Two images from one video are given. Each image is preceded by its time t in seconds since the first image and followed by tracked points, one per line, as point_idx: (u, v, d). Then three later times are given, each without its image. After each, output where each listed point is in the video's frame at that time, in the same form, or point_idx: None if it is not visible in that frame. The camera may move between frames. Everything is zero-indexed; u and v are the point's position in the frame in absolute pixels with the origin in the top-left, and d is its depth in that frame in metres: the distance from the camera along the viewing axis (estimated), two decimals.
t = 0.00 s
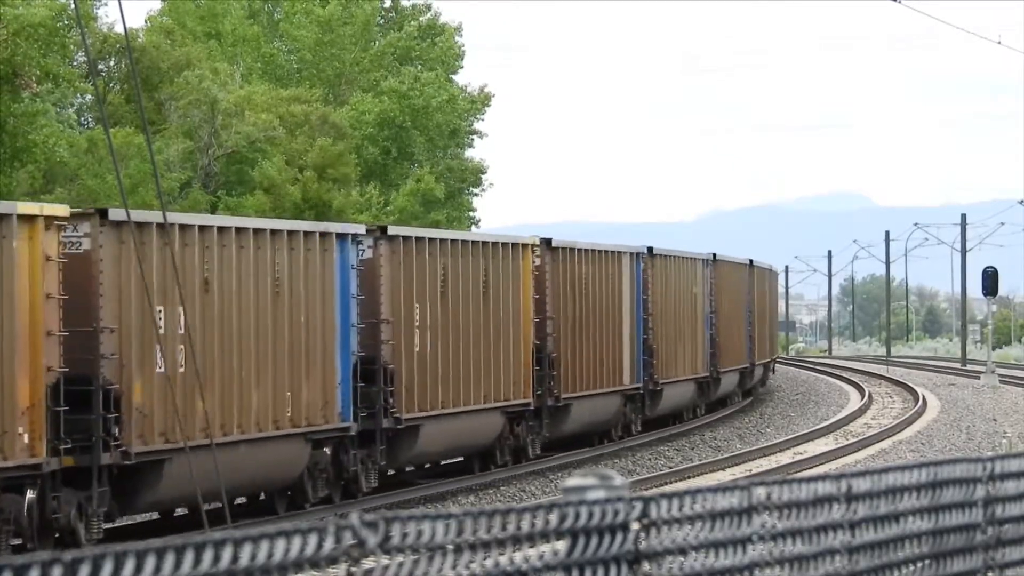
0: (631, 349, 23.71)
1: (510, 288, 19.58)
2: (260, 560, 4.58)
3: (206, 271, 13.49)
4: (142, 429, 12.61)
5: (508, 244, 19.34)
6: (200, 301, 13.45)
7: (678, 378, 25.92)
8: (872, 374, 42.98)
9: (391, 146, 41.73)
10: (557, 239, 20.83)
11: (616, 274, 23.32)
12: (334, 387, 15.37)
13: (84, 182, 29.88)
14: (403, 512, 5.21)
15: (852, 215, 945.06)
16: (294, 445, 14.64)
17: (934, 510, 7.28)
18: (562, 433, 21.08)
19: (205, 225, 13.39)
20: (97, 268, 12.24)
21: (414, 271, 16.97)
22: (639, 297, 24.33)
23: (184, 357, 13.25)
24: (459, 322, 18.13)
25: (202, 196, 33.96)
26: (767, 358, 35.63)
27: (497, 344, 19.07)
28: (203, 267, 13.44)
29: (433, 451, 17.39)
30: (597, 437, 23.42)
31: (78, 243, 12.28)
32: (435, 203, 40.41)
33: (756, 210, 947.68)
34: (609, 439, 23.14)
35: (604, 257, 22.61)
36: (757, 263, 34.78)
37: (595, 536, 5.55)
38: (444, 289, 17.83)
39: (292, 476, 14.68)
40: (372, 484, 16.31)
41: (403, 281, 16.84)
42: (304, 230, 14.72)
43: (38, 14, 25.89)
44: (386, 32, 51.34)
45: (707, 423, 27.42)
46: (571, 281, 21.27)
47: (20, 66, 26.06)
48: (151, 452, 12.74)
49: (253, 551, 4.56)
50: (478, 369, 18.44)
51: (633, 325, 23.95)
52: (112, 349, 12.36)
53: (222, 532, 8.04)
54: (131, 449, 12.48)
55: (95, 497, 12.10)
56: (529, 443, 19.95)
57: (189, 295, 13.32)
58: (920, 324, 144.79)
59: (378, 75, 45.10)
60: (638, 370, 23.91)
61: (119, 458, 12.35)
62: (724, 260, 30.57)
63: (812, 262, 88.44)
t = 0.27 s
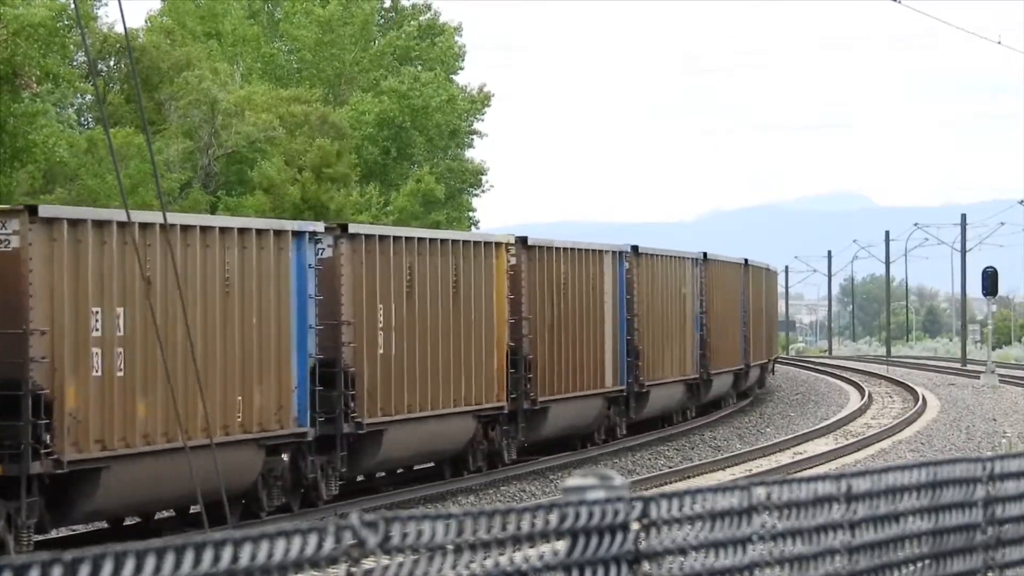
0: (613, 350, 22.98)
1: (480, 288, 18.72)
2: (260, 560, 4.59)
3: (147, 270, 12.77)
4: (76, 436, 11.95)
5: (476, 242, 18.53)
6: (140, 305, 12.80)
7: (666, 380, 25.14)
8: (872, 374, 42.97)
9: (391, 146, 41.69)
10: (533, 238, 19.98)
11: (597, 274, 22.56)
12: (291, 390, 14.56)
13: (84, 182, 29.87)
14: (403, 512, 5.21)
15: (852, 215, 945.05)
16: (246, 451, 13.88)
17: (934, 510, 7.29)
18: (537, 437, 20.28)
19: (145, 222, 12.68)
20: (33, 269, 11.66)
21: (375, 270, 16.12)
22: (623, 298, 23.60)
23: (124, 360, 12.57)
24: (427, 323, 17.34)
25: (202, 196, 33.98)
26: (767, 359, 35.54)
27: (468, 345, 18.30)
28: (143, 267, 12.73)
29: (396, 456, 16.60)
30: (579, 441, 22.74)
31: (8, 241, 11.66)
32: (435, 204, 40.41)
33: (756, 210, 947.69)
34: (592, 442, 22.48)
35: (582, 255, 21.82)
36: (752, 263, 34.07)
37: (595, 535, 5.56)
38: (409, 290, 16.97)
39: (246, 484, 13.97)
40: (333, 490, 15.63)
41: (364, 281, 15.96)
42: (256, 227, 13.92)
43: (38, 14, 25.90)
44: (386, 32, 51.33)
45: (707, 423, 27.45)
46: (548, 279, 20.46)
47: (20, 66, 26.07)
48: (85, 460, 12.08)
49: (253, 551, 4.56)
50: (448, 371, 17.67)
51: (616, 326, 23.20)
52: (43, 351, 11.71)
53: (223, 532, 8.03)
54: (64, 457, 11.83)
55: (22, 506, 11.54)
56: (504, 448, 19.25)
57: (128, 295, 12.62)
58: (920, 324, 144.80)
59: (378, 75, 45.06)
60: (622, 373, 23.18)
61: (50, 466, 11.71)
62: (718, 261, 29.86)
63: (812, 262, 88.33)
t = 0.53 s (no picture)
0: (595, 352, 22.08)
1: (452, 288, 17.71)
2: (260, 560, 4.59)
3: (83, 269, 11.76)
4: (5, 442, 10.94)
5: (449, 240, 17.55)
6: (120, 302, 12.21)
7: (652, 383, 24.30)
8: (872, 374, 42.97)
9: (391, 146, 41.70)
10: (508, 236, 19.01)
11: (578, 273, 21.65)
12: (240, 396, 13.64)
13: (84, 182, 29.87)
14: (403, 512, 5.21)
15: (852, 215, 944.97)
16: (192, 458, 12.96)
17: (934, 510, 7.29)
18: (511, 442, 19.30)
19: (80, 217, 11.65)
20: (9, 261, 11.03)
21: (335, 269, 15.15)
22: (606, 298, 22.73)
23: (57, 363, 11.53)
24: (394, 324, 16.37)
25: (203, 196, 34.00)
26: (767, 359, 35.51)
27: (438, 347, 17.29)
28: (79, 265, 11.72)
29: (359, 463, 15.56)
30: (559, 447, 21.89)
31: None
32: (435, 204, 40.41)
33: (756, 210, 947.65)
34: (574, 447, 21.67)
35: (561, 253, 20.88)
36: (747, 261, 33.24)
37: (596, 535, 5.55)
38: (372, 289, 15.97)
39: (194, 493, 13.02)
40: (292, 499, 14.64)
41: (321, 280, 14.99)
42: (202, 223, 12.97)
43: (38, 14, 25.91)
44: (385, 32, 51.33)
45: (707, 423, 27.46)
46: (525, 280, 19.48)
47: (20, 66, 26.09)
48: (15, 468, 11.08)
49: (253, 551, 4.56)
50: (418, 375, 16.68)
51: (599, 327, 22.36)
52: None
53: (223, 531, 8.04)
54: None
55: None
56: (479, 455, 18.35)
57: (63, 295, 11.60)
58: (920, 324, 144.76)
59: (378, 75, 45.05)
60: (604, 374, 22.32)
61: None
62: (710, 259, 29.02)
63: (812, 262, 88.16)
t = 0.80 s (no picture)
0: (574, 353, 21.44)
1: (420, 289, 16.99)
2: (260, 559, 4.59)
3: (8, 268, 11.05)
4: None
5: (417, 241, 16.83)
6: (102, 312, 12.04)
7: (636, 386, 23.63)
8: (872, 374, 42.98)
9: (391, 146, 41.73)
10: (477, 236, 18.37)
11: (555, 272, 21.00)
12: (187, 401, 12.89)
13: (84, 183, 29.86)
14: (403, 512, 5.21)
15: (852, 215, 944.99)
16: (134, 465, 12.26)
17: (934, 510, 7.29)
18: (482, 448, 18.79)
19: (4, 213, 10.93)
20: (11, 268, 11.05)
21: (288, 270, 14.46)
22: (587, 299, 22.09)
23: None
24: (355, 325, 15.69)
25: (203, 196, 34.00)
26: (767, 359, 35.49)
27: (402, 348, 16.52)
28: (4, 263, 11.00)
29: (319, 471, 14.94)
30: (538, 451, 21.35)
31: None
32: (436, 204, 40.40)
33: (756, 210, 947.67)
34: (553, 451, 21.13)
35: (536, 251, 20.23)
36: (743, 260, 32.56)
37: (595, 535, 5.56)
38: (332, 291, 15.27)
39: (133, 502, 12.34)
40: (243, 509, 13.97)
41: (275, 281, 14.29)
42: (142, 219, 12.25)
43: (38, 14, 25.90)
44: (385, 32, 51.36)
45: (707, 423, 27.48)
46: (493, 278, 18.81)
47: (21, 66, 26.09)
48: None
49: (253, 551, 4.56)
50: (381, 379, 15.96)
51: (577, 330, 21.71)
52: None
53: (222, 532, 8.03)
54: None
55: None
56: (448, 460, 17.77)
57: None
58: (920, 324, 144.81)
59: (377, 74, 45.07)
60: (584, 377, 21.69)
61: None
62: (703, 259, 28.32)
63: (812, 262, 88.10)
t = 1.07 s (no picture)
0: (554, 355, 20.47)
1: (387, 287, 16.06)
2: (260, 560, 4.59)
3: None
4: None
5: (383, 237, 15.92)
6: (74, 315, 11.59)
7: (620, 388, 22.77)
8: (872, 374, 43.00)
9: (391, 146, 41.76)
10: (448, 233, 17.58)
11: (534, 271, 20.02)
12: (125, 407, 12.02)
13: (84, 183, 29.85)
14: (403, 513, 5.21)
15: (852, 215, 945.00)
16: (68, 473, 11.43)
17: (934, 510, 7.29)
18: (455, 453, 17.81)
19: None
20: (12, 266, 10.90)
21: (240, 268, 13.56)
22: (568, 297, 21.08)
23: None
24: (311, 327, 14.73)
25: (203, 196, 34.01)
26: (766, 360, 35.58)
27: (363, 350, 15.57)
28: None
29: (272, 480, 14.08)
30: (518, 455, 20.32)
31: None
32: (436, 204, 40.37)
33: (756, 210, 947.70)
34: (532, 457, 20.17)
35: (511, 249, 19.26)
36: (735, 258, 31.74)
37: (596, 536, 5.55)
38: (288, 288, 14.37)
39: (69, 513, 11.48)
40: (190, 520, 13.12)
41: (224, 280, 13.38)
42: (75, 216, 11.37)
43: (38, 14, 25.88)
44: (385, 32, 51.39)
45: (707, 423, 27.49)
46: (462, 278, 17.86)
47: (20, 66, 26.08)
48: None
49: (253, 551, 4.56)
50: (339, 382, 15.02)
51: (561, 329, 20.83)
52: None
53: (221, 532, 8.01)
54: None
55: None
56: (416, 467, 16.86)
57: None
58: (920, 324, 144.85)
59: (377, 74, 45.10)
60: (565, 380, 20.73)
61: None
62: (690, 258, 27.48)
63: (812, 262, 88.06)
